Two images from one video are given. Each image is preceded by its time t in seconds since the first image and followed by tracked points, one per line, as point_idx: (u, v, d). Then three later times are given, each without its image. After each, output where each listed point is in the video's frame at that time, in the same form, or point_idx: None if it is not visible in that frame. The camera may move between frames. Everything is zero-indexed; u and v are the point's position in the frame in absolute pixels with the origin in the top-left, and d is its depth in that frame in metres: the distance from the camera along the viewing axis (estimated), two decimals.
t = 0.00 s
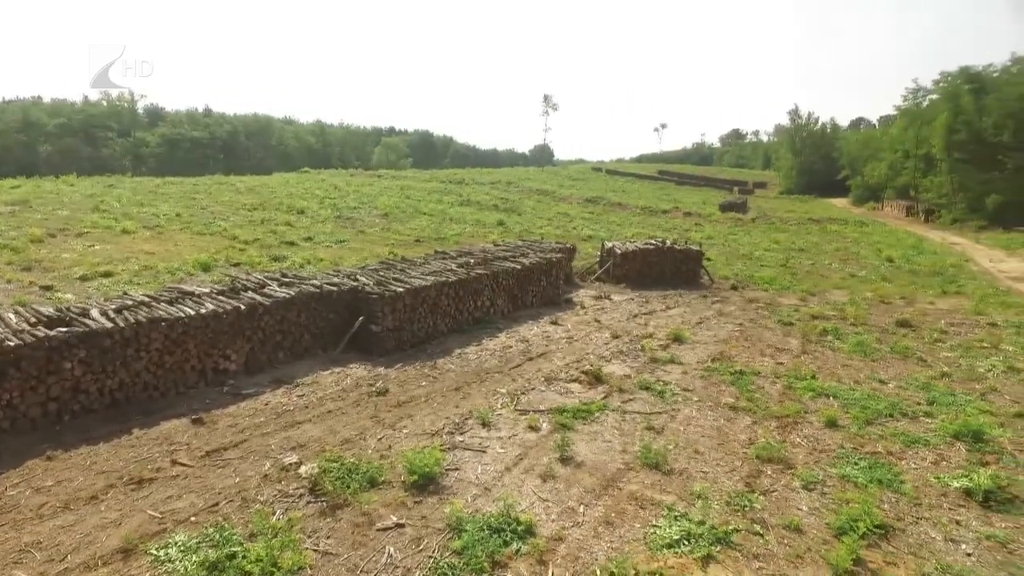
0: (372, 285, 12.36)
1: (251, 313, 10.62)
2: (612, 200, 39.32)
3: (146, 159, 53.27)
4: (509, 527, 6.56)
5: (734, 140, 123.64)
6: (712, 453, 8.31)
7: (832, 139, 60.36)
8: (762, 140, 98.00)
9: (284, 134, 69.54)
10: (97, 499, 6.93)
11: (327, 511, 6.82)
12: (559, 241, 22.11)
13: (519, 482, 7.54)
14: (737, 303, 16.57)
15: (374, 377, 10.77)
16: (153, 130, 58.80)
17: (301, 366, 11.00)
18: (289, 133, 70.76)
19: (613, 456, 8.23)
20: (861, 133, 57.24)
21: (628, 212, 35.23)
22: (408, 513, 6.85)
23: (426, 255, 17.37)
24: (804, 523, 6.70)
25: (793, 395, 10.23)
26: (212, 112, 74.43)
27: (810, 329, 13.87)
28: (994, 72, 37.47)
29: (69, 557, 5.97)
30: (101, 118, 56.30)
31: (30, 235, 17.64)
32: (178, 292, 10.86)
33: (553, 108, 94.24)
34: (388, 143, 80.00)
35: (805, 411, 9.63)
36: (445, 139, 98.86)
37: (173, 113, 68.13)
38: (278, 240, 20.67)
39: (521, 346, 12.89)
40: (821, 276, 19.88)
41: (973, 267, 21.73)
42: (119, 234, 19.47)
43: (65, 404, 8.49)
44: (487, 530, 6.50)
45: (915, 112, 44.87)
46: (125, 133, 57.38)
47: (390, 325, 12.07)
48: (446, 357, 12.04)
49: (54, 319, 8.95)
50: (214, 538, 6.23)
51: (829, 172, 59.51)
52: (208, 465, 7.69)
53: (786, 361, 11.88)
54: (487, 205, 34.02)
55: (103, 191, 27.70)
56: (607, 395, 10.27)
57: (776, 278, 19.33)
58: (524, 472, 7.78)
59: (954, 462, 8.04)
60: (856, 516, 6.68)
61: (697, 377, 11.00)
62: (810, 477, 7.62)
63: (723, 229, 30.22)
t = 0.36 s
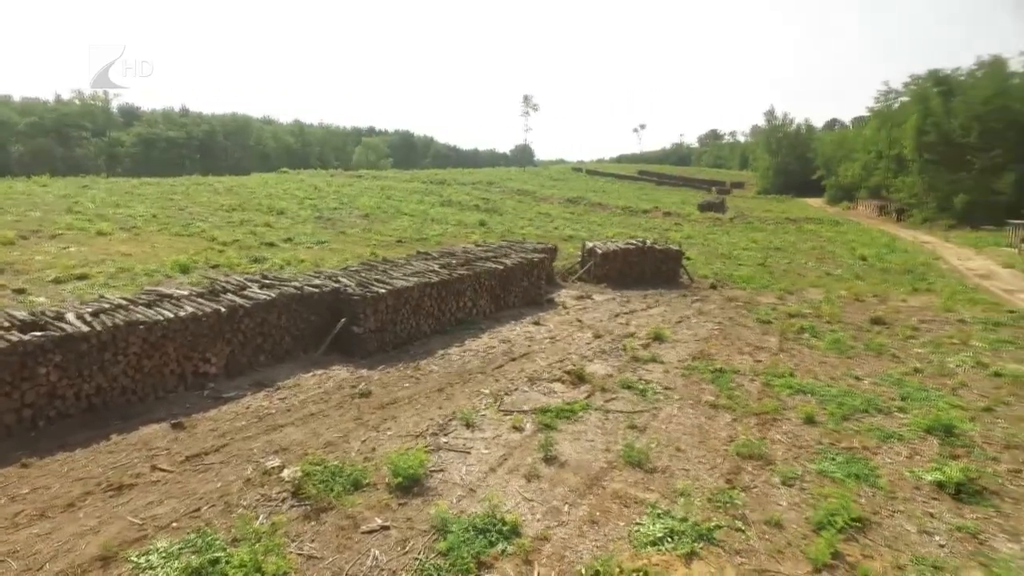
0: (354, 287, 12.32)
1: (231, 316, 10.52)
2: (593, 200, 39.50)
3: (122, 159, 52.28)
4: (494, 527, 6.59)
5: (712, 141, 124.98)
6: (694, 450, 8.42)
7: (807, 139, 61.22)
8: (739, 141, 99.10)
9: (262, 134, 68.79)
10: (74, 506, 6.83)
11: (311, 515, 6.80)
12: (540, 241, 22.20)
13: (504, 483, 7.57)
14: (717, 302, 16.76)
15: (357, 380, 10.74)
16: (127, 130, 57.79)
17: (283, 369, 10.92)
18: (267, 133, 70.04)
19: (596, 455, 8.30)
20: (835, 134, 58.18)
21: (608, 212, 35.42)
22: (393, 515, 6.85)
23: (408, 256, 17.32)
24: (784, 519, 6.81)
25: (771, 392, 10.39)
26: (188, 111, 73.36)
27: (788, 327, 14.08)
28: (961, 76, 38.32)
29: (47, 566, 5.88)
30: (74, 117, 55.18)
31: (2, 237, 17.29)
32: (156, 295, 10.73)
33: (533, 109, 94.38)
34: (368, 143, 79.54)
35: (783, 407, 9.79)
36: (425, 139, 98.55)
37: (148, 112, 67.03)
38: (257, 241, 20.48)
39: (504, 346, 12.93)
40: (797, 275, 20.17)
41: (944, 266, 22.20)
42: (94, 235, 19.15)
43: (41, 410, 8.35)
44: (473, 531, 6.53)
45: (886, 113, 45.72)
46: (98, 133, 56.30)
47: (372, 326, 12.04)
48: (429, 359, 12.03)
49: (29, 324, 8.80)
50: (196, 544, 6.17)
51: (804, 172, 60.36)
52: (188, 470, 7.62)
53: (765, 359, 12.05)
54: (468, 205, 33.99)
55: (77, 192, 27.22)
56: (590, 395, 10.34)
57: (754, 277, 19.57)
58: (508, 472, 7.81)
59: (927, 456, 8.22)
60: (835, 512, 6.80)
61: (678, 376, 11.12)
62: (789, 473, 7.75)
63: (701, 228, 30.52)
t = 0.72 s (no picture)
0: (338, 288, 12.25)
1: (213, 318, 10.40)
2: (576, 200, 39.58)
3: (100, 159, 51.40)
4: (480, 529, 6.59)
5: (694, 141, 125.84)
6: (678, 450, 8.47)
7: (787, 140, 61.81)
8: (720, 142, 99.79)
9: (244, 134, 68.05)
10: (53, 513, 6.72)
11: (295, 519, 6.75)
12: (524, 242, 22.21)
13: (489, 484, 7.56)
14: (699, 301, 16.88)
15: (341, 382, 10.67)
16: (105, 130, 56.87)
17: (266, 372, 10.83)
18: (249, 133, 69.32)
19: (581, 455, 8.32)
20: (815, 135, 58.83)
21: (592, 212, 35.52)
22: (378, 518, 6.82)
23: (392, 257, 17.26)
24: (766, 516, 6.88)
25: (754, 391, 10.48)
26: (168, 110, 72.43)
27: (769, 326, 14.21)
28: (934, 79, 38.90)
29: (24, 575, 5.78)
30: (50, 116, 54.17)
31: None
32: (137, 297, 10.58)
33: (516, 109, 94.39)
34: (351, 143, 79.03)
35: (766, 406, 9.88)
36: (408, 140, 98.20)
37: (127, 112, 66.01)
38: (239, 242, 20.29)
39: (489, 347, 12.91)
40: (778, 274, 20.36)
41: (921, 264, 22.53)
42: (72, 237, 18.86)
43: (18, 416, 8.21)
44: (458, 533, 6.51)
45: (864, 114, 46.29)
46: (76, 132, 55.32)
47: (356, 327, 11.97)
48: (413, 360, 11.99)
49: (5, 328, 8.64)
50: (178, 550, 6.11)
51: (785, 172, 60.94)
52: (170, 475, 7.53)
53: (747, 358, 12.16)
54: (451, 205, 33.92)
55: (55, 192, 26.77)
56: (575, 395, 10.37)
57: (736, 276, 19.73)
58: (494, 473, 7.81)
59: (906, 453, 8.33)
60: (816, 509, 6.88)
61: (662, 376, 11.18)
62: (771, 471, 7.82)
63: (684, 228, 30.71)
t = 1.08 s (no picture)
0: (320, 290, 12.11)
1: (192, 321, 10.25)
2: (562, 200, 39.58)
3: (81, 159, 50.74)
4: (461, 534, 6.51)
5: (680, 141, 126.40)
6: (661, 451, 8.43)
7: (771, 140, 62.20)
8: (705, 142, 100.32)
9: (228, 134, 67.47)
10: (24, 523, 6.57)
11: (273, 526, 6.64)
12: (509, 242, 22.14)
13: (471, 488, 7.49)
14: (684, 301, 16.89)
15: (323, 385, 10.55)
16: (86, 129, 56.13)
17: (246, 375, 10.68)
18: (233, 133, 68.74)
19: (564, 457, 8.26)
20: (798, 135, 59.26)
21: (577, 212, 35.52)
22: (358, 524, 6.72)
23: (376, 258, 17.14)
24: (749, 517, 6.86)
25: (737, 391, 10.48)
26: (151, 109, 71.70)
27: (753, 326, 14.24)
28: (914, 80, 39.32)
29: None
30: (30, 116, 53.37)
31: None
32: (113, 300, 10.39)
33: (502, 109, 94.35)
34: (337, 143, 78.59)
35: (749, 406, 9.87)
36: (394, 140, 97.87)
37: (109, 111, 65.19)
38: (222, 243, 20.07)
39: (473, 349, 12.83)
40: (762, 273, 20.42)
41: (901, 263, 22.70)
42: (50, 238, 18.56)
43: None
44: (439, 538, 6.44)
45: (846, 115, 46.68)
46: (56, 132, 54.56)
47: (338, 329, 11.84)
48: (397, 362, 11.89)
49: None
50: (152, 559, 5.98)
51: (769, 172, 61.33)
52: (146, 482, 7.39)
53: (731, 357, 12.16)
54: (437, 205, 33.79)
55: (33, 193, 26.35)
56: (559, 396, 10.31)
57: (721, 276, 19.78)
58: (476, 477, 7.73)
59: (885, 451, 8.35)
60: (798, 509, 6.86)
61: (646, 376, 11.16)
62: (754, 471, 7.80)
63: (669, 228, 30.79)
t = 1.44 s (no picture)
0: (300, 291, 11.96)
1: (169, 323, 10.07)
2: (546, 200, 39.56)
3: (58, 159, 49.95)
4: (442, 537, 6.43)
5: (661, 143, 127.07)
6: (644, 450, 8.40)
7: (752, 139, 62.64)
8: (688, 142, 100.87)
9: (210, 134, 66.76)
10: None
11: (249, 532, 6.52)
12: (492, 242, 22.07)
13: (453, 490, 7.41)
14: (666, 300, 16.91)
15: (303, 387, 10.42)
16: (64, 129, 55.25)
17: (224, 378, 10.52)
18: (215, 133, 68.03)
19: (547, 458, 8.20)
20: (779, 135, 59.75)
21: (561, 212, 35.51)
22: (337, 529, 6.61)
23: (358, 258, 16.99)
24: (730, 516, 6.84)
25: (719, 389, 10.49)
26: (131, 109, 70.71)
27: (735, 324, 14.29)
28: (891, 81, 39.86)
29: None
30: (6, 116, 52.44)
31: None
32: (87, 303, 10.19)
33: (486, 109, 94.23)
34: (321, 143, 78.09)
35: (731, 404, 9.88)
36: (378, 140, 97.42)
37: (87, 110, 64.21)
38: (201, 244, 19.81)
39: (456, 349, 12.74)
40: (744, 272, 20.52)
41: (880, 262, 22.93)
42: (25, 239, 18.20)
43: None
44: (419, 542, 6.35)
45: (826, 114, 47.10)
46: (32, 132, 53.65)
47: (319, 331, 11.70)
48: (379, 363, 11.78)
49: None
50: (123, 568, 5.84)
51: (751, 172, 61.74)
52: (119, 489, 7.24)
53: (713, 356, 12.17)
54: (420, 205, 33.64)
55: (7, 193, 25.87)
56: (542, 397, 10.25)
57: (704, 275, 19.84)
58: (458, 479, 7.65)
59: (864, 449, 8.39)
60: (779, 507, 6.85)
61: (629, 375, 11.14)
62: (735, 470, 7.79)
63: (653, 227, 30.87)
